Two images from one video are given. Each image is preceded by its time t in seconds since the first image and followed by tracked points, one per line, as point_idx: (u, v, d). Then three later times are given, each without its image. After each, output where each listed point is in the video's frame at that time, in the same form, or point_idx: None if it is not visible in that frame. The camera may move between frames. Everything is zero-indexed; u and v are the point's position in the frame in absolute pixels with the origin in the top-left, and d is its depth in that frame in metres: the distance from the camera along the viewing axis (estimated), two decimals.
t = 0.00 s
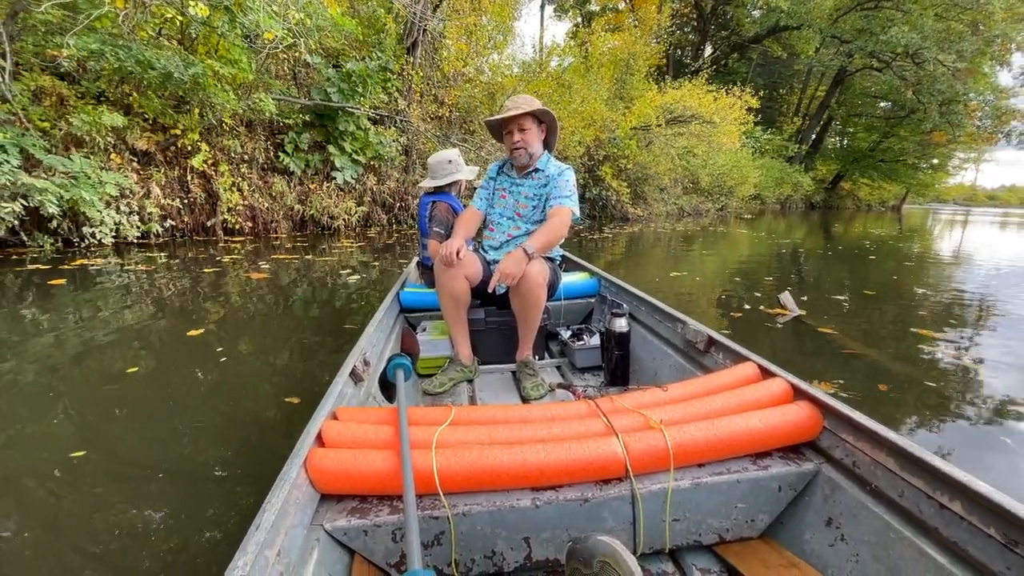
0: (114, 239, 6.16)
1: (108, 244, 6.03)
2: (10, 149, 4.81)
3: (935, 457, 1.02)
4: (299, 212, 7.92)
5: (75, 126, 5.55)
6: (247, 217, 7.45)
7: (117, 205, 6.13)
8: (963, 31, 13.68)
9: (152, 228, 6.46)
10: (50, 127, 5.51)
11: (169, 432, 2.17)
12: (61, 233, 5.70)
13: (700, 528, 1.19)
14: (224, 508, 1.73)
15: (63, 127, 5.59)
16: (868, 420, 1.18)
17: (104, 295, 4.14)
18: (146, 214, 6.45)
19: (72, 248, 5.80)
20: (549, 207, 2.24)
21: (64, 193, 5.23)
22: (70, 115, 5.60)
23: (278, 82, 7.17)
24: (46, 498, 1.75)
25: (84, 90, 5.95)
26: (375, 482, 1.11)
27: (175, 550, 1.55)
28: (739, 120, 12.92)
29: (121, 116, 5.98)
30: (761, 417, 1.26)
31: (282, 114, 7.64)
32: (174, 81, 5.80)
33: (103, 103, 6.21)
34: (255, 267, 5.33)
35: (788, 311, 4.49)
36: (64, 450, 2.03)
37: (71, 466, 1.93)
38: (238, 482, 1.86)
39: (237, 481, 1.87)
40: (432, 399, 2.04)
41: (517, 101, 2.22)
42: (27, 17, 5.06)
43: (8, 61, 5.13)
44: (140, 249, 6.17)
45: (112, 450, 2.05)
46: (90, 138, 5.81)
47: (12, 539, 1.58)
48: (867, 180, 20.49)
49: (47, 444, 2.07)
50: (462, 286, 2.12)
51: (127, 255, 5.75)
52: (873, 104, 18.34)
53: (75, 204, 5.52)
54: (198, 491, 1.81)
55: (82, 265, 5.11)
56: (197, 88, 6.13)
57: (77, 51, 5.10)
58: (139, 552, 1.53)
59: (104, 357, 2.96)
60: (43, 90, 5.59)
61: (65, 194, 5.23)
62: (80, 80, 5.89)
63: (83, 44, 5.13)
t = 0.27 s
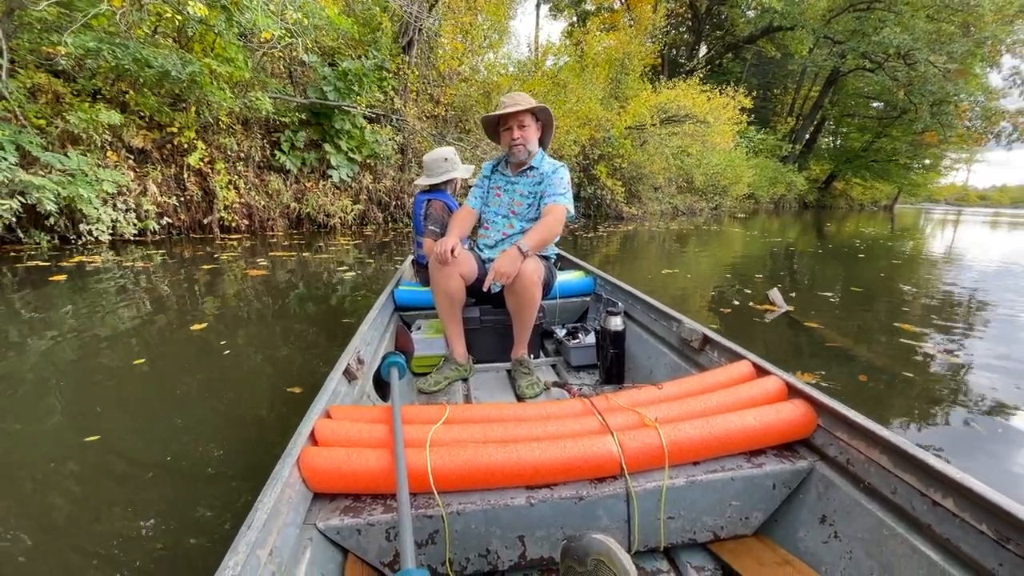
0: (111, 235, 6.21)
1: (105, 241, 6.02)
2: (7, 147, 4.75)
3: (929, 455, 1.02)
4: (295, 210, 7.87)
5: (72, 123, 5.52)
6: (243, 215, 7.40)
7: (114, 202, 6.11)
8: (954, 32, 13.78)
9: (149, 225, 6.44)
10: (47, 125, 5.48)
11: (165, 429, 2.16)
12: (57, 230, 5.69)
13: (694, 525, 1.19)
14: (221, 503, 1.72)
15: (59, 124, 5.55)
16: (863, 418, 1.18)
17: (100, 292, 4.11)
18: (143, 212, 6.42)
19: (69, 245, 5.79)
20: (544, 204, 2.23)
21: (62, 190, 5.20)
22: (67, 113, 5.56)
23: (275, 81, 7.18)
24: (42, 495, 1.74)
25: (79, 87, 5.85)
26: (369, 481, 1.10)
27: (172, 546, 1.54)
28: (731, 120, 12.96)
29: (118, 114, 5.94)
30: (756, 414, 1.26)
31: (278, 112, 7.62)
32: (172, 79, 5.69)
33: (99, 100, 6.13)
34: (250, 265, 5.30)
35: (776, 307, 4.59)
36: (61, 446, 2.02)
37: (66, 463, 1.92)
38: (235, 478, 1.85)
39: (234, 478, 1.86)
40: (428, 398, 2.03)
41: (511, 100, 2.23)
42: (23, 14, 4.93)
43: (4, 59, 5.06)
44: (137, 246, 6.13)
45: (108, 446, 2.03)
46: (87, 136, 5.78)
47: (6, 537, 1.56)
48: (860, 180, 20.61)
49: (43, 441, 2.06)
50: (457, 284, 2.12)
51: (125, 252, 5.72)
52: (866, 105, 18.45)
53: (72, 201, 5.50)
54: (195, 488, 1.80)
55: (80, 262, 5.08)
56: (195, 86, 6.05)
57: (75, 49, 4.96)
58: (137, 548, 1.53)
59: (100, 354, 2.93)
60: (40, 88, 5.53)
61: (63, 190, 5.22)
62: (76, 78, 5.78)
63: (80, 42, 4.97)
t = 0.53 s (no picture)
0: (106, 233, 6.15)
1: (100, 239, 6.00)
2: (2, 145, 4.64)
3: (919, 452, 1.03)
4: (289, 208, 7.82)
5: (67, 122, 5.47)
6: (238, 213, 7.33)
7: (109, 200, 6.07)
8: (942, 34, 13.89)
9: (144, 224, 6.37)
10: (41, 123, 5.44)
11: (159, 426, 2.14)
12: (52, 228, 5.66)
13: (687, 523, 1.19)
14: (217, 499, 1.72)
15: (54, 122, 5.53)
16: (853, 415, 1.19)
17: (94, 289, 4.07)
18: (138, 210, 6.35)
19: (64, 244, 5.74)
20: (537, 203, 2.23)
21: (58, 187, 5.17)
22: (63, 111, 5.53)
23: (269, 79, 7.06)
24: (36, 493, 1.72)
25: (73, 86, 5.74)
26: (361, 480, 1.09)
27: (167, 541, 1.54)
28: (723, 120, 13.00)
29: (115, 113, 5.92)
30: (748, 412, 1.26)
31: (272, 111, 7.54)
32: (167, 79, 5.63)
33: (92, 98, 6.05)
34: (243, 263, 5.26)
35: (762, 302, 4.69)
36: (54, 443, 2.00)
37: (60, 461, 1.90)
38: (230, 475, 1.84)
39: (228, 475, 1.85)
40: (421, 397, 2.03)
41: (504, 98, 2.23)
42: (16, 11, 4.77)
43: None
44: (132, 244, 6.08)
45: (102, 442, 2.02)
46: (81, 134, 5.75)
47: None
48: (851, 180, 20.76)
49: (37, 438, 2.03)
50: (451, 283, 2.11)
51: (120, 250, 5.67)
52: (856, 106, 18.57)
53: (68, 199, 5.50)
54: (190, 485, 1.79)
55: (76, 259, 5.05)
56: (189, 84, 5.98)
57: (70, 49, 4.82)
58: (131, 544, 1.52)
59: (94, 352, 2.90)
60: (34, 86, 5.47)
61: (58, 188, 5.17)
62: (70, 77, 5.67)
63: (75, 41, 4.85)
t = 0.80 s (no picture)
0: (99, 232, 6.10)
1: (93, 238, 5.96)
2: None
3: (908, 449, 1.03)
4: (283, 208, 7.76)
5: (60, 121, 5.46)
6: (231, 212, 7.26)
7: (101, 198, 6.02)
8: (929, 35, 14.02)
9: (137, 223, 6.31)
10: (32, 122, 5.37)
11: (153, 423, 2.13)
12: (44, 226, 5.58)
13: (679, 521, 1.19)
14: (211, 496, 1.71)
15: (47, 121, 5.47)
16: (843, 413, 1.19)
17: (86, 288, 4.02)
18: (131, 209, 6.30)
19: (56, 243, 5.67)
20: (530, 201, 2.23)
21: (51, 187, 5.15)
22: (55, 109, 5.51)
23: (263, 78, 7.03)
24: (27, 492, 1.70)
25: (65, 84, 5.70)
26: (352, 481, 1.09)
27: (162, 538, 1.53)
28: (714, 121, 13.04)
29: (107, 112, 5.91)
30: (740, 410, 1.26)
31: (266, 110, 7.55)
32: (160, 77, 5.61)
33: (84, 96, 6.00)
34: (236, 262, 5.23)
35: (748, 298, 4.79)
36: (46, 443, 1.97)
37: (52, 460, 1.88)
38: (225, 471, 1.84)
39: (224, 471, 1.85)
40: (414, 397, 2.02)
41: (496, 96, 2.22)
42: (7, 8, 4.63)
43: None
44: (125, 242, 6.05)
45: (96, 439, 2.01)
46: (74, 133, 5.70)
47: None
48: (841, 179, 20.90)
49: (28, 438, 2.01)
50: (444, 282, 2.10)
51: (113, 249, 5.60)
52: (846, 106, 18.67)
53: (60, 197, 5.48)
54: (185, 481, 1.79)
55: (69, 258, 5.00)
56: (181, 83, 5.94)
57: (63, 47, 4.77)
58: (126, 540, 1.51)
59: (87, 350, 2.87)
60: (25, 85, 5.39)
61: (51, 187, 5.16)
62: (63, 76, 5.64)
63: (69, 41, 4.80)
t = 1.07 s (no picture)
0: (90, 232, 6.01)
1: (85, 237, 5.91)
2: None
3: (899, 446, 1.03)
4: (275, 207, 7.72)
5: (51, 120, 5.41)
6: (224, 212, 7.21)
7: (93, 197, 5.96)
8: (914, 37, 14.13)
9: (128, 222, 6.20)
10: (22, 120, 5.32)
11: (144, 423, 2.11)
12: (35, 225, 5.55)
13: (672, 520, 1.19)
14: (206, 494, 1.70)
15: (38, 120, 5.43)
16: (836, 410, 1.19)
17: (76, 287, 3.98)
18: (123, 208, 6.21)
19: (47, 241, 5.62)
20: (524, 200, 2.22)
21: (42, 186, 5.10)
22: (47, 108, 5.47)
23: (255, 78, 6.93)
24: (17, 493, 1.68)
25: (56, 83, 5.65)
26: (343, 482, 1.07)
27: (157, 537, 1.52)
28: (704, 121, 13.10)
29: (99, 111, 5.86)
30: (733, 409, 1.26)
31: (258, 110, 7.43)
32: (151, 76, 5.64)
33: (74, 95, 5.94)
34: (229, 261, 5.21)
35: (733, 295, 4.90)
36: (36, 443, 1.95)
37: (43, 460, 1.85)
38: (221, 469, 1.83)
39: (219, 469, 1.84)
40: (407, 397, 2.01)
41: (489, 95, 2.21)
42: None
43: None
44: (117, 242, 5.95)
45: (89, 438, 1.99)
46: (65, 132, 5.65)
47: None
48: (830, 179, 21.05)
49: (17, 438, 1.98)
50: (436, 281, 2.09)
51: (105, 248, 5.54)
52: (835, 106, 18.76)
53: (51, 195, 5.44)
54: (179, 479, 1.77)
55: (62, 257, 4.96)
56: (173, 83, 5.94)
57: (54, 47, 4.68)
58: (121, 539, 1.50)
59: (78, 350, 2.84)
60: (15, 83, 5.34)
61: (42, 186, 5.11)
62: (54, 75, 5.59)
63: (61, 40, 4.74)
